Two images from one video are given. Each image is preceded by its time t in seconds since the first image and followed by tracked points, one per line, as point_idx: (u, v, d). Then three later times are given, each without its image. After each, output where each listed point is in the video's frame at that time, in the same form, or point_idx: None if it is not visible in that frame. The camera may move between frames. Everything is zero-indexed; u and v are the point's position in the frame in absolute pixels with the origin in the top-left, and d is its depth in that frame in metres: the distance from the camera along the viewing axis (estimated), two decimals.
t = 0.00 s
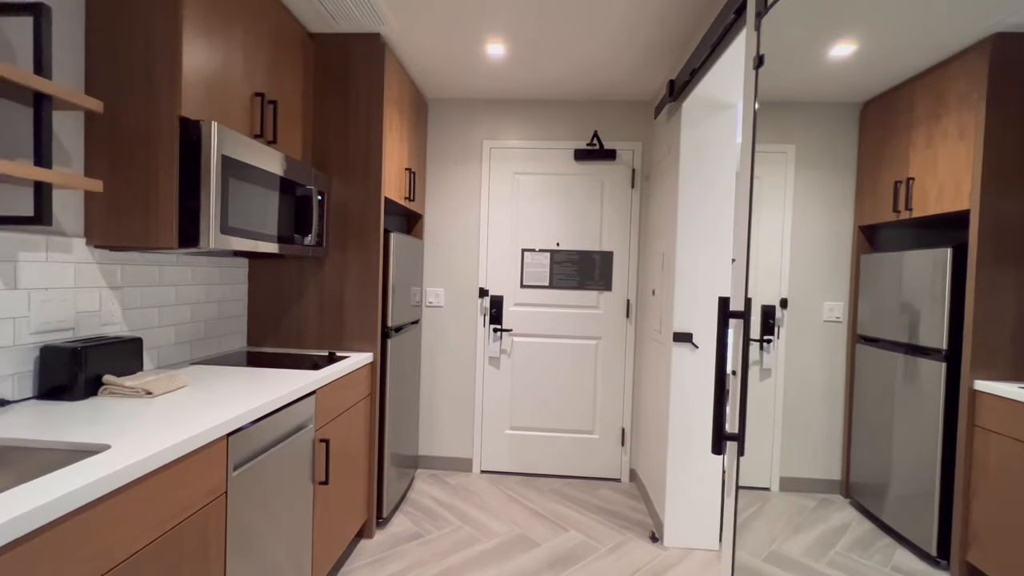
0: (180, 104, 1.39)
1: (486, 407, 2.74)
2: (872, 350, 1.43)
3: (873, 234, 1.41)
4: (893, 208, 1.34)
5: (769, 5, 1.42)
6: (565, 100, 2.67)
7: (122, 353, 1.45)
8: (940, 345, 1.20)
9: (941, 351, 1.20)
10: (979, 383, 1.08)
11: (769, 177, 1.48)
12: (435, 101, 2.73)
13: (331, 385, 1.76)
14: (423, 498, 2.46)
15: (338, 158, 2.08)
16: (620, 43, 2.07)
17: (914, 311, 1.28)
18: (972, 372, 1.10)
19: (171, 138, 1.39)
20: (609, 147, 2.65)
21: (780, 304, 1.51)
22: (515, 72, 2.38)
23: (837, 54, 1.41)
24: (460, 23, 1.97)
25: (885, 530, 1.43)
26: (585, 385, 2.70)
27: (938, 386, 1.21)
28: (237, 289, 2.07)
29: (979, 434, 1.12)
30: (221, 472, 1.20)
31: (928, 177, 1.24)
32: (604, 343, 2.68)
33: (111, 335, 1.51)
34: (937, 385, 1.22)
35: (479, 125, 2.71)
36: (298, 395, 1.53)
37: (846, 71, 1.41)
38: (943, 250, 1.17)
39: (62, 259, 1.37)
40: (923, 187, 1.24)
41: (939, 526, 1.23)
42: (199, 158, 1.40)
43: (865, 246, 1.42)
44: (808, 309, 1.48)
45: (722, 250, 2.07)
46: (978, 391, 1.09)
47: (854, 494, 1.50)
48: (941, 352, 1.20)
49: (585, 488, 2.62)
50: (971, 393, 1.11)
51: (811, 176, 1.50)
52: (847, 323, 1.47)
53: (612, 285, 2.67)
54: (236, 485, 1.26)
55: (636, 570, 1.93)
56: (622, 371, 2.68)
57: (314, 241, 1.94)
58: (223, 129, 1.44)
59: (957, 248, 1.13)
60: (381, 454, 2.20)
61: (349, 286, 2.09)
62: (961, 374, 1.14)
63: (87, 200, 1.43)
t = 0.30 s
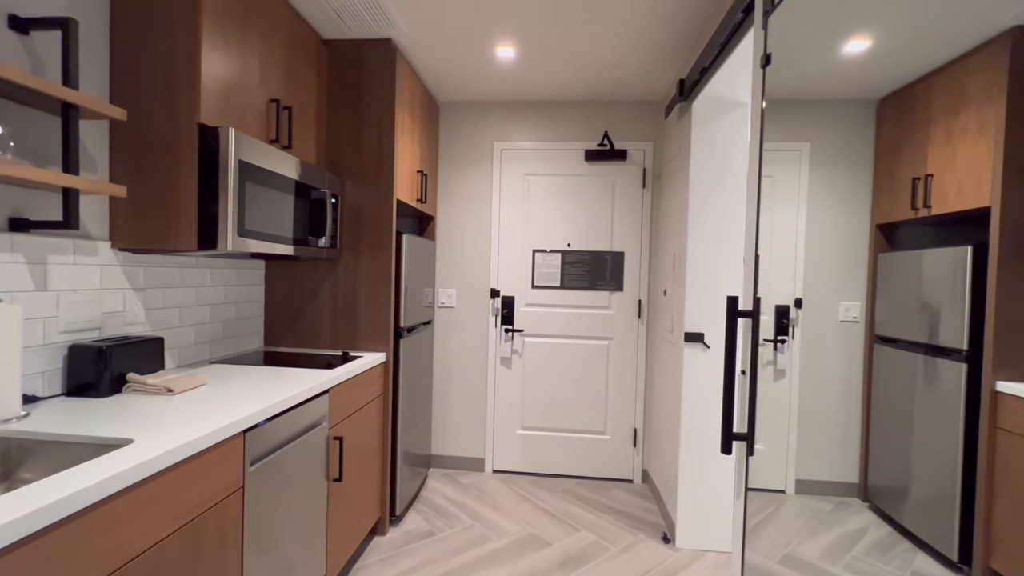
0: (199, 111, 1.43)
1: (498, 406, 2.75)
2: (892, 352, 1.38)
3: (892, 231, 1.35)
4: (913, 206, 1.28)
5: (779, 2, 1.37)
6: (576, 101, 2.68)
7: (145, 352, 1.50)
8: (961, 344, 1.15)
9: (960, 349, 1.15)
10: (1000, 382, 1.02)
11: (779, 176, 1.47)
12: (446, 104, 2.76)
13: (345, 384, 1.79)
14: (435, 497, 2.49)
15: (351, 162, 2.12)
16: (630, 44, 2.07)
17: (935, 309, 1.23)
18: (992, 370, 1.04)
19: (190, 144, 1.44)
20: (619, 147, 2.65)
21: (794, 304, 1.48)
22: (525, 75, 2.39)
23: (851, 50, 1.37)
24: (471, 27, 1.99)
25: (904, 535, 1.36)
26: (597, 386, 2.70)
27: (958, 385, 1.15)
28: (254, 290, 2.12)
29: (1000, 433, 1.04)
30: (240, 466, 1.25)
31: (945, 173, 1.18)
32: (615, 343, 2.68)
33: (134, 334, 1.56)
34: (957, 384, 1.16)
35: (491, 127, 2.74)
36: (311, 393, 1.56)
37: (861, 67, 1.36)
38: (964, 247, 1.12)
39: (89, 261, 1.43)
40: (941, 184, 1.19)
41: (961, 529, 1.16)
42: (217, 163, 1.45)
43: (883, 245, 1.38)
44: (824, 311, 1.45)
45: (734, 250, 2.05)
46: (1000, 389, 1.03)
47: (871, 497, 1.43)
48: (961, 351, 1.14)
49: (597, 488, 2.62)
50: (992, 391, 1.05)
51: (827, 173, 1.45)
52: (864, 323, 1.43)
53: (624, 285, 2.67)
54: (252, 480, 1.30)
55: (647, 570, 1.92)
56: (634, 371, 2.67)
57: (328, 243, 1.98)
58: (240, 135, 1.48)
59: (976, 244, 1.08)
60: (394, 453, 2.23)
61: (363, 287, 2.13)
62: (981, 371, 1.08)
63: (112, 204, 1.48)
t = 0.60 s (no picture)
0: (218, 118, 1.48)
1: (510, 406, 2.77)
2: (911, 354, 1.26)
3: (911, 231, 1.24)
4: (931, 202, 1.18)
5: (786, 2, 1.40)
6: (587, 101, 2.68)
7: (168, 352, 1.55)
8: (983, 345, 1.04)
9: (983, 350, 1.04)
10: None
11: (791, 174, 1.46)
12: (458, 106, 2.79)
13: (359, 384, 1.82)
14: (448, 495, 2.51)
15: (365, 165, 2.16)
16: (640, 44, 2.07)
17: (953, 308, 1.12)
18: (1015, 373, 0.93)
19: (210, 149, 1.48)
20: (631, 147, 2.65)
21: (810, 305, 1.44)
22: (536, 76, 2.41)
23: (867, 45, 1.30)
24: (482, 31, 2.02)
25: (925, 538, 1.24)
26: (610, 386, 2.69)
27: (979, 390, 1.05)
28: (271, 291, 2.17)
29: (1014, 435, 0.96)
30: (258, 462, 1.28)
31: (968, 170, 1.07)
32: (628, 343, 2.67)
33: (157, 335, 1.62)
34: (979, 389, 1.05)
35: (502, 129, 2.75)
36: (326, 392, 1.60)
37: (877, 63, 1.29)
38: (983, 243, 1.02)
39: (115, 264, 1.48)
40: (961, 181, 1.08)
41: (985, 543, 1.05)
42: (235, 168, 1.49)
43: (902, 244, 1.26)
44: (841, 312, 1.37)
45: (747, 249, 2.04)
46: None
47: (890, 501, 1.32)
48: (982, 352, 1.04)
49: (610, 489, 2.61)
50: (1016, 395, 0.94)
51: (841, 172, 1.38)
52: (882, 323, 1.31)
53: (636, 285, 2.66)
54: (270, 476, 1.34)
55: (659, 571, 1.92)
56: (646, 371, 2.66)
57: (342, 245, 2.02)
58: (257, 140, 1.52)
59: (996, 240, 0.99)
60: (408, 452, 2.26)
61: (376, 288, 2.16)
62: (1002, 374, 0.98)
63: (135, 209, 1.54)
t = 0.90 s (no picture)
0: (238, 123, 1.52)
1: (524, 405, 2.78)
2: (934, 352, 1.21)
3: (935, 227, 1.19)
4: (955, 199, 1.13)
5: None
6: (600, 100, 2.68)
7: (191, 350, 1.60)
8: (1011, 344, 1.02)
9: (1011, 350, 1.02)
10: None
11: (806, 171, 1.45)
12: (472, 107, 2.81)
13: (375, 381, 1.86)
14: (463, 493, 2.53)
15: (381, 166, 2.19)
16: (653, 42, 2.07)
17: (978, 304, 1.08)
18: None
19: (230, 153, 1.52)
20: (644, 146, 2.64)
21: (829, 303, 1.44)
22: (548, 76, 2.41)
23: (887, 38, 1.26)
24: (494, 32, 2.03)
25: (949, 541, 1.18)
26: (624, 385, 2.69)
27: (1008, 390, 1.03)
28: (289, 292, 2.22)
29: None
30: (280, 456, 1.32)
31: (992, 164, 1.02)
32: (641, 343, 2.66)
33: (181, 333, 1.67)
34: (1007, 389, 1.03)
35: (515, 129, 2.77)
36: (343, 390, 1.63)
37: (898, 57, 1.25)
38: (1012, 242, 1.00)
39: (141, 265, 1.53)
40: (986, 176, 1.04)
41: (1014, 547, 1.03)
42: (255, 171, 1.53)
43: (925, 241, 1.21)
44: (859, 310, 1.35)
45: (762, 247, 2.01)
46: None
47: (913, 503, 1.27)
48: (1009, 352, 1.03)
49: (625, 488, 2.61)
50: None
51: (859, 168, 1.36)
52: (904, 322, 1.26)
53: (650, 284, 2.65)
54: (291, 470, 1.38)
55: (674, 571, 1.91)
56: (660, 371, 2.65)
57: (358, 246, 2.05)
58: (276, 144, 1.56)
59: None
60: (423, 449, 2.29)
61: (392, 288, 2.20)
62: None
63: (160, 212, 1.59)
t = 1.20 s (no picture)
0: (261, 126, 1.56)
1: (540, 404, 2.79)
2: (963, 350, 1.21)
3: (962, 222, 1.19)
4: (983, 193, 1.13)
5: None
6: (614, 98, 2.67)
7: (217, 347, 1.64)
8: None
9: None
10: None
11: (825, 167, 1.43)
12: (487, 107, 2.82)
13: (393, 379, 1.89)
14: (480, 490, 2.55)
15: (398, 167, 2.22)
16: (668, 39, 2.05)
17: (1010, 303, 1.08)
18: None
19: (254, 155, 1.56)
20: (660, 143, 2.62)
21: (850, 301, 1.38)
22: (563, 75, 2.42)
23: (910, 29, 1.24)
24: (508, 32, 2.04)
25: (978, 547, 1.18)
26: (640, 384, 2.68)
27: None
28: (309, 291, 2.26)
29: None
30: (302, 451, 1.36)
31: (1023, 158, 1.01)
32: (658, 341, 2.65)
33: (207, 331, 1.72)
34: None
35: (530, 128, 2.77)
36: (363, 387, 1.66)
37: (921, 50, 1.22)
38: None
39: (170, 265, 1.58)
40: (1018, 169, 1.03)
41: None
42: (277, 173, 1.57)
43: (952, 237, 1.21)
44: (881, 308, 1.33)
45: (781, 244, 1.99)
46: None
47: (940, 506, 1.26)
48: None
49: (642, 487, 2.60)
50: None
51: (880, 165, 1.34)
52: (929, 321, 1.26)
53: (666, 283, 2.64)
54: (312, 465, 1.41)
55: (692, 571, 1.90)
56: (677, 370, 2.63)
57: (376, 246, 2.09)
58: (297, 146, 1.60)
59: None
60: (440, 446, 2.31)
61: (409, 287, 2.23)
62: None
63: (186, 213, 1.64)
